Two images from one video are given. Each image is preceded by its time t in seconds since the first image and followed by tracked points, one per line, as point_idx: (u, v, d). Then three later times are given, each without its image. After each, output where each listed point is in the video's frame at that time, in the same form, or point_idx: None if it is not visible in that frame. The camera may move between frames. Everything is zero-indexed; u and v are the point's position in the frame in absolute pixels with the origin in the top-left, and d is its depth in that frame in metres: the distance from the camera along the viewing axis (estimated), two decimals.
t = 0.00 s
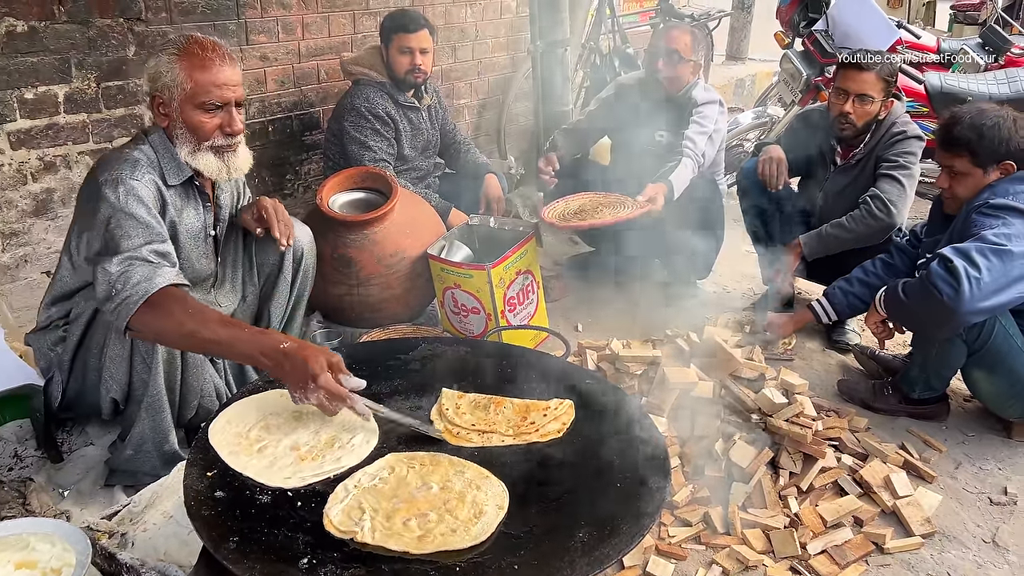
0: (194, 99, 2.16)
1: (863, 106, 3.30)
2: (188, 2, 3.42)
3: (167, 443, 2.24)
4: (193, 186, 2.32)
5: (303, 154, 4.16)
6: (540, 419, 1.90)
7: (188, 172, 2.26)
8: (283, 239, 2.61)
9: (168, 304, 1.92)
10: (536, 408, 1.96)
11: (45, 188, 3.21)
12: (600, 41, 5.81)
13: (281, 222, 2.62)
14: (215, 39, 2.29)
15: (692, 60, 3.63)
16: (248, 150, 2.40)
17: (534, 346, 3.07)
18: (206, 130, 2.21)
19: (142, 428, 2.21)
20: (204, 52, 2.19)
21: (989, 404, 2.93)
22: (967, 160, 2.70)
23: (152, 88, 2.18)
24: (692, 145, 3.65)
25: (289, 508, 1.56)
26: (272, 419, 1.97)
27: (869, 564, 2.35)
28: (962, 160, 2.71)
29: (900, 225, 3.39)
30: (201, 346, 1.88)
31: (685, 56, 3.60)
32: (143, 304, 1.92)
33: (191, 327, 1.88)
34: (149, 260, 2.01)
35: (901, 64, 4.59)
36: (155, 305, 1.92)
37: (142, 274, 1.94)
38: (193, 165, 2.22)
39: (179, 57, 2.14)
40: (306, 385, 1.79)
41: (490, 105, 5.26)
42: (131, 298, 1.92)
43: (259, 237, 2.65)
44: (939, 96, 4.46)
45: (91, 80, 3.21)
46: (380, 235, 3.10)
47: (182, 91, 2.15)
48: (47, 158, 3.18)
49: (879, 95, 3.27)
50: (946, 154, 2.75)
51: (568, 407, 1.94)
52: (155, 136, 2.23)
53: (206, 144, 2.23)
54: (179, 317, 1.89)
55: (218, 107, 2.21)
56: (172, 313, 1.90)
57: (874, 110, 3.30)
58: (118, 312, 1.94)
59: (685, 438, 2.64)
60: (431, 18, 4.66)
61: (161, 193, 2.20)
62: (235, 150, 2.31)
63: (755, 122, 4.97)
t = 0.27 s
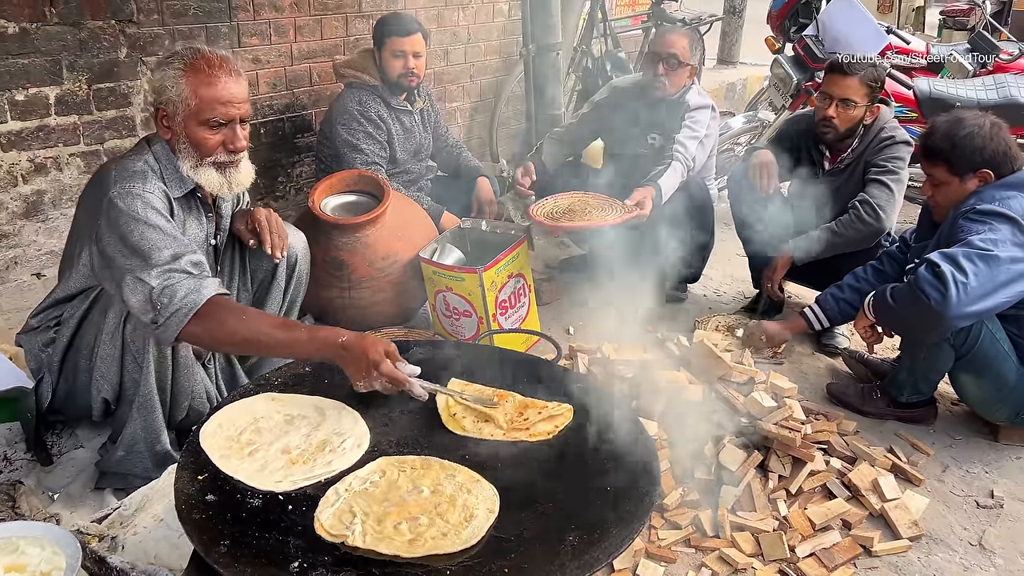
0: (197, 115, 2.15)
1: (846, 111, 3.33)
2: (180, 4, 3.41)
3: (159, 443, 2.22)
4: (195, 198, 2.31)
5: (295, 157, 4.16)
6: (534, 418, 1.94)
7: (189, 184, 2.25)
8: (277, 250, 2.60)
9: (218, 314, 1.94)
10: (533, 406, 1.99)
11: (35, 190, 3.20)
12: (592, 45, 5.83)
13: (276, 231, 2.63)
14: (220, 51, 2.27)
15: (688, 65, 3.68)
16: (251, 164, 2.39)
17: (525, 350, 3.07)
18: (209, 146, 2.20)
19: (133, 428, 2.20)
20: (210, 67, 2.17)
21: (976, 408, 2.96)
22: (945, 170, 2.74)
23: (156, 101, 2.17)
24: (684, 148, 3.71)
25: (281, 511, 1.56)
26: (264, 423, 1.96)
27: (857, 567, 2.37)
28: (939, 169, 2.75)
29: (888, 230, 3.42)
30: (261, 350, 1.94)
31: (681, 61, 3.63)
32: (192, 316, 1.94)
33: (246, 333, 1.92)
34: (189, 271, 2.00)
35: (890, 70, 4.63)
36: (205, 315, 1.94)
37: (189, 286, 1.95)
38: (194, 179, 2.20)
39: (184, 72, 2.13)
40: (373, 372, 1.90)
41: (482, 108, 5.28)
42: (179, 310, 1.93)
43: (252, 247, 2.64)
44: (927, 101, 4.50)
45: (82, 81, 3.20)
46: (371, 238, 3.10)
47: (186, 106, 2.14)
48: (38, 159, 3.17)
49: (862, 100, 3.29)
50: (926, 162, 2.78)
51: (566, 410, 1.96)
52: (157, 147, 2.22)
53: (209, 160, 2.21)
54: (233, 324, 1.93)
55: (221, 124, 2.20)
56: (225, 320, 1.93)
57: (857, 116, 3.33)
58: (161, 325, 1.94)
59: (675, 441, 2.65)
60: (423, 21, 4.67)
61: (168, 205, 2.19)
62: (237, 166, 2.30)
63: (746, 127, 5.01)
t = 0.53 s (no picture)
0: (191, 121, 2.17)
1: (826, 115, 3.39)
2: (172, 7, 3.41)
3: (150, 449, 2.22)
4: (185, 203, 2.31)
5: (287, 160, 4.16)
6: (505, 402, 2.05)
7: (179, 189, 2.25)
8: (271, 256, 2.61)
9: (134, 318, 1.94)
10: (509, 392, 2.11)
11: (26, 192, 3.20)
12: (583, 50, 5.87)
13: (272, 239, 2.62)
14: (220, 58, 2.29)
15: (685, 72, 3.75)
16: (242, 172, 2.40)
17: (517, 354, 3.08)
18: (200, 153, 2.22)
19: (125, 434, 2.20)
20: (207, 75, 2.19)
21: (962, 411, 3.00)
22: (928, 177, 2.78)
23: (152, 104, 2.19)
24: (680, 154, 3.76)
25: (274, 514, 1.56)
26: (256, 426, 1.96)
27: (843, 568, 2.40)
28: (921, 177, 2.80)
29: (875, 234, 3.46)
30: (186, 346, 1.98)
31: (680, 68, 3.70)
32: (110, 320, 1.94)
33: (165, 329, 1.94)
34: (112, 281, 1.99)
35: (878, 76, 4.65)
36: (123, 319, 1.93)
37: (104, 296, 1.94)
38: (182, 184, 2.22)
39: (181, 78, 2.15)
40: (298, 349, 2.00)
41: (473, 112, 5.30)
42: (91, 318, 1.92)
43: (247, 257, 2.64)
44: (915, 107, 4.56)
45: (73, 84, 3.19)
46: (363, 242, 3.10)
47: (181, 112, 2.16)
48: (29, 162, 3.17)
49: (843, 104, 3.36)
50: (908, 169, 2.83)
51: (538, 398, 2.06)
52: (151, 150, 2.24)
53: (199, 166, 2.24)
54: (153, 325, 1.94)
55: (214, 132, 2.21)
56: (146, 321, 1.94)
57: (838, 121, 3.39)
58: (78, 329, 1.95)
59: (664, 445, 2.68)
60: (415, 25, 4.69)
61: (150, 210, 2.20)
62: (228, 174, 2.31)
63: (735, 132, 5.05)
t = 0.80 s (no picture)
0: (187, 127, 2.16)
1: (807, 119, 3.42)
2: (164, 11, 3.41)
3: (141, 454, 2.22)
4: (178, 210, 2.33)
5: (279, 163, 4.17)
6: (498, 406, 2.06)
7: (172, 195, 2.27)
8: (268, 262, 2.62)
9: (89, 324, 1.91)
10: (500, 395, 2.11)
11: (17, 195, 3.20)
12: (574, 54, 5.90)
13: (267, 246, 2.63)
14: (218, 65, 2.29)
15: (676, 77, 3.76)
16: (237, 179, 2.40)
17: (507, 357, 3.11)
18: (196, 159, 2.21)
19: (116, 439, 2.20)
20: (206, 81, 2.19)
21: (948, 414, 3.04)
22: (917, 185, 2.82)
23: (148, 109, 2.18)
24: (671, 159, 3.78)
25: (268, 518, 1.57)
26: (250, 430, 1.97)
27: (831, 570, 2.43)
28: (910, 184, 2.84)
29: (863, 239, 3.50)
30: (132, 357, 1.91)
31: (669, 75, 3.71)
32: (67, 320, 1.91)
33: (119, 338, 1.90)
34: (81, 277, 1.98)
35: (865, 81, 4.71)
36: (86, 319, 1.91)
37: (67, 289, 1.92)
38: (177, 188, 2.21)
39: (179, 84, 2.15)
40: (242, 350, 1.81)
41: (465, 115, 5.32)
42: (53, 311, 1.89)
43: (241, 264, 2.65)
44: (902, 113, 4.61)
45: (64, 87, 3.19)
46: (355, 245, 3.11)
47: (177, 117, 2.15)
48: (20, 165, 3.17)
49: (824, 108, 3.38)
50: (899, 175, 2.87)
51: (529, 402, 2.07)
52: (145, 156, 2.26)
53: (193, 172, 2.23)
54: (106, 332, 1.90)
55: (210, 138, 2.21)
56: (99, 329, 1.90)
57: (821, 125, 3.42)
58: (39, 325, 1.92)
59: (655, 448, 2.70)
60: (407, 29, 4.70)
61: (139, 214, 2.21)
62: (223, 180, 2.31)
63: (725, 136, 5.09)
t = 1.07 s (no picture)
0: (189, 133, 2.15)
1: (795, 122, 3.44)
2: (156, 12, 3.40)
3: (135, 456, 2.21)
4: (180, 216, 2.31)
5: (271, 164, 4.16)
6: (491, 408, 2.07)
7: (176, 203, 2.25)
8: (260, 266, 2.65)
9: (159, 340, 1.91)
10: (494, 396, 2.12)
11: (8, 197, 3.18)
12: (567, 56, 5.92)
13: (259, 253, 2.65)
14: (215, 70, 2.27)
15: (660, 81, 3.80)
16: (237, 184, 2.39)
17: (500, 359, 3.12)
18: (197, 165, 2.20)
19: (110, 441, 2.18)
20: (206, 87, 2.17)
21: (937, 416, 3.06)
22: (907, 186, 2.87)
23: (149, 116, 2.17)
24: (663, 163, 3.80)
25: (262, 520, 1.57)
26: (243, 432, 1.97)
27: (822, 571, 2.45)
28: (902, 186, 2.89)
29: (853, 241, 3.53)
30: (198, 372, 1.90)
31: (653, 79, 3.75)
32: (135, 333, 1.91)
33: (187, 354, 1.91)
34: (144, 288, 2.00)
35: (855, 84, 4.75)
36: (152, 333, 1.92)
37: (140, 301, 1.93)
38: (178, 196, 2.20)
39: (180, 90, 2.12)
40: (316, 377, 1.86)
41: (458, 117, 5.33)
42: (125, 323, 1.90)
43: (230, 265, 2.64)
44: (892, 116, 4.65)
45: (56, 88, 3.17)
46: (348, 247, 3.11)
47: (179, 124, 2.14)
48: (11, 166, 3.16)
49: (811, 112, 3.40)
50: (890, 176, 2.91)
51: (523, 403, 2.08)
52: (147, 162, 2.23)
53: (195, 178, 2.22)
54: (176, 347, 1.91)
55: (212, 143, 2.19)
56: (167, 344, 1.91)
57: (807, 128, 3.44)
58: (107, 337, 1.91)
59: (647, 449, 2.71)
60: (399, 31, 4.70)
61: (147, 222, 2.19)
62: (224, 186, 2.30)
63: (717, 139, 5.11)
